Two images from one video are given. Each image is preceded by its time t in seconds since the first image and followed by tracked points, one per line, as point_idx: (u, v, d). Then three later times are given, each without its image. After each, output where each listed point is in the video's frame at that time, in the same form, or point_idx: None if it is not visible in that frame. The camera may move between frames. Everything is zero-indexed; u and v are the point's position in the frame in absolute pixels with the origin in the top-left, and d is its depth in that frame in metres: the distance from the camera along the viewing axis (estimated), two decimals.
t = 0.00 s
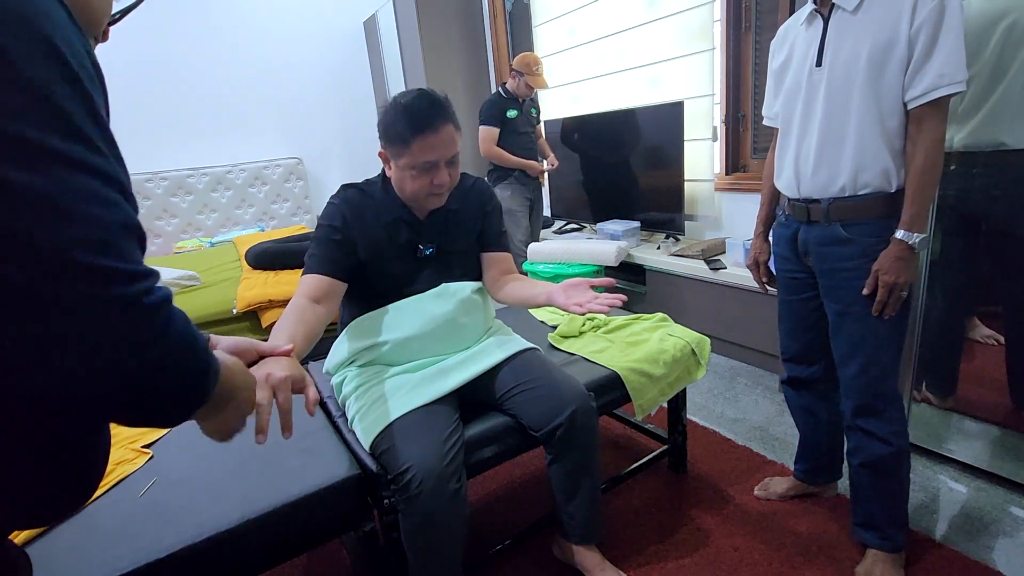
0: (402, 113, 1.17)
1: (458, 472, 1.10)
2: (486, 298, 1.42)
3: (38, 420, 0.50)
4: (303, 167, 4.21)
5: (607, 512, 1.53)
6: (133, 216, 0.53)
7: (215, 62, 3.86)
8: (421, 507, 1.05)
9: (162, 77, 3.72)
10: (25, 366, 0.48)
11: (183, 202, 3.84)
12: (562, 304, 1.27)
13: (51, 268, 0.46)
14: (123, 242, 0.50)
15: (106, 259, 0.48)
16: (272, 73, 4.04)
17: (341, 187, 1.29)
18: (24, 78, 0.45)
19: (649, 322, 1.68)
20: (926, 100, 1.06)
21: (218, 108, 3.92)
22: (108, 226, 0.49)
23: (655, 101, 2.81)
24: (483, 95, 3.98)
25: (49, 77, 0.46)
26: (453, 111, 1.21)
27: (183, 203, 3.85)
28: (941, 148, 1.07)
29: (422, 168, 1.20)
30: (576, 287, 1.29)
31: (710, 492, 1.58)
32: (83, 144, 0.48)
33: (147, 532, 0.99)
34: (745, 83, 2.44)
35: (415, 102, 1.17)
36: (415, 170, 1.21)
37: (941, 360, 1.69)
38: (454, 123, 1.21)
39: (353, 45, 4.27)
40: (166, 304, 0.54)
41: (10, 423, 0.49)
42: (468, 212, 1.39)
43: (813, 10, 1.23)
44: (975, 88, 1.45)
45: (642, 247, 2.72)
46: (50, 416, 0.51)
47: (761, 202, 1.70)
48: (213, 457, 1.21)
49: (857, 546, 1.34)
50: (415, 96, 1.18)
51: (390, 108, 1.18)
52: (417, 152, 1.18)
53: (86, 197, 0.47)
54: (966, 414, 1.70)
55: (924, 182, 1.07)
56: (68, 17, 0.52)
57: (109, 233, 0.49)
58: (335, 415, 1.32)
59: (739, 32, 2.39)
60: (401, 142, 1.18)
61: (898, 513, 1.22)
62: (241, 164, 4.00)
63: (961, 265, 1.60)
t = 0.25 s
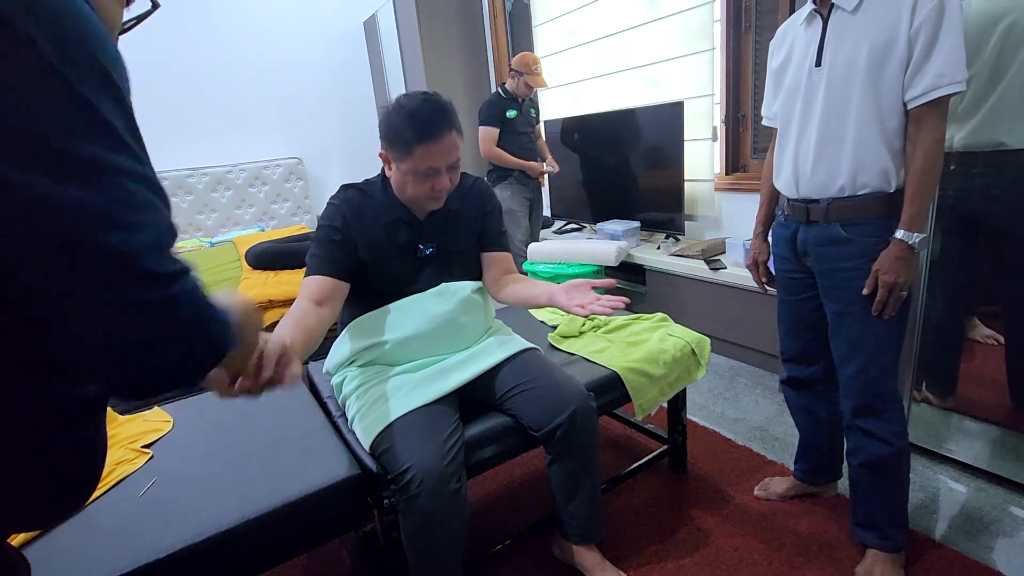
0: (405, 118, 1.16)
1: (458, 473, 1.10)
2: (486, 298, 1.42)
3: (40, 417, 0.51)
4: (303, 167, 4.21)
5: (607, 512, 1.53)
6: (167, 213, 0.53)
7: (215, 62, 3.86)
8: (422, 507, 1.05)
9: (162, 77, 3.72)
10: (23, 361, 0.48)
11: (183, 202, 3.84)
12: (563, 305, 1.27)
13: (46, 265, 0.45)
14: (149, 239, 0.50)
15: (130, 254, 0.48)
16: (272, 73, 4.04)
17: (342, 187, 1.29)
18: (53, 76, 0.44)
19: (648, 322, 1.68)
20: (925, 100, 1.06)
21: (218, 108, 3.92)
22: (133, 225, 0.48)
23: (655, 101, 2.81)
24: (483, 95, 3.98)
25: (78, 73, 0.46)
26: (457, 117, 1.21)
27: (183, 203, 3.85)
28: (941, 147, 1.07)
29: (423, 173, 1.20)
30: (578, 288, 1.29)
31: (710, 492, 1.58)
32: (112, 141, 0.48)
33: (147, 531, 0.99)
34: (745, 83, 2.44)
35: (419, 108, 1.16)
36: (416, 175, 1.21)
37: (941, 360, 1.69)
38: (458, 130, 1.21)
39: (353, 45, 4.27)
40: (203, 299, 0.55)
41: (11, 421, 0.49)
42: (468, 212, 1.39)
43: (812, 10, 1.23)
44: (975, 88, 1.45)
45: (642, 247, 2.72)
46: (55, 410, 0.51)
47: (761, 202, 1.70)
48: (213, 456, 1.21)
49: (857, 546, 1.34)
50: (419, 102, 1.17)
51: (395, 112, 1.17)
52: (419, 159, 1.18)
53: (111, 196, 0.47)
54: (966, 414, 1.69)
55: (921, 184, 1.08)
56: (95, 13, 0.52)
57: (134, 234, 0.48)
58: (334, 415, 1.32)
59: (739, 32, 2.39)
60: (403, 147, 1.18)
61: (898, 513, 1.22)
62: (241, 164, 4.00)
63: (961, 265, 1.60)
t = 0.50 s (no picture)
0: (407, 120, 1.16)
1: (458, 473, 1.10)
2: (486, 298, 1.42)
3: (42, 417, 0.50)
4: (303, 167, 4.21)
5: (607, 512, 1.53)
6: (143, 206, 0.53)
7: (215, 62, 3.86)
8: (422, 507, 1.05)
9: (162, 77, 3.72)
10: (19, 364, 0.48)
11: (183, 202, 3.84)
12: (566, 304, 1.27)
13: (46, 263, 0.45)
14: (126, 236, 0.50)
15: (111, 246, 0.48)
16: (272, 73, 4.04)
17: (342, 188, 1.29)
18: (41, 73, 0.44)
19: (649, 322, 1.68)
20: (925, 100, 1.06)
21: (218, 108, 3.92)
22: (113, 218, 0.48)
23: (655, 101, 2.81)
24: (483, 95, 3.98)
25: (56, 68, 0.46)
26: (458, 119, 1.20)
27: (183, 203, 3.85)
28: (941, 148, 1.07)
29: (424, 175, 1.20)
30: (580, 287, 1.30)
31: (710, 492, 1.58)
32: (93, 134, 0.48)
33: (147, 532, 0.99)
34: (745, 83, 2.44)
35: (421, 109, 1.16)
36: (417, 177, 1.21)
37: (942, 360, 1.69)
38: (459, 131, 1.21)
39: (353, 45, 4.27)
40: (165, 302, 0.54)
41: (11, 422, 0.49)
42: (468, 213, 1.39)
43: (811, 10, 1.23)
44: (975, 88, 1.45)
45: (642, 247, 2.72)
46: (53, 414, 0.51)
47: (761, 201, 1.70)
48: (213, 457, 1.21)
49: (857, 546, 1.34)
50: (421, 102, 1.17)
51: (397, 113, 1.17)
52: (420, 160, 1.18)
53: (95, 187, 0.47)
54: (966, 414, 1.69)
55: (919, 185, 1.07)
56: (87, 14, 0.52)
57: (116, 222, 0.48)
58: (335, 414, 1.32)
59: (739, 32, 2.39)
60: (405, 149, 1.18)
61: (898, 513, 1.22)
62: (241, 164, 4.00)
63: (961, 265, 1.60)
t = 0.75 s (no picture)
0: (407, 121, 1.16)
1: (458, 473, 1.10)
2: (486, 298, 1.42)
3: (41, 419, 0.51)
4: (303, 167, 4.21)
5: (607, 512, 1.53)
6: (139, 212, 0.53)
7: (214, 62, 3.85)
8: (421, 507, 1.05)
9: (162, 77, 3.72)
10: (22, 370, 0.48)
11: (184, 202, 3.85)
12: (566, 307, 1.26)
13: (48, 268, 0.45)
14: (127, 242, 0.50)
15: (113, 253, 0.48)
16: (272, 73, 4.04)
17: (343, 189, 1.29)
18: (38, 69, 0.44)
19: (649, 322, 1.68)
20: (927, 99, 1.05)
21: (218, 108, 3.92)
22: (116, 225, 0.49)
23: (655, 101, 2.81)
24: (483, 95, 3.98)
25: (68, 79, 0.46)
26: (459, 121, 1.20)
27: (183, 203, 3.85)
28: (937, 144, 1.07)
29: (425, 177, 1.20)
30: (580, 291, 1.29)
31: (710, 492, 1.58)
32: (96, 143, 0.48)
33: (147, 532, 0.99)
34: (745, 83, 2.44)
35: (423, 111, 1.16)
36: (418, 179, 1.21)
37: (942, 360, 1.69)
38: (460, 133, 1.21)
39: (353, 45, 4.27)
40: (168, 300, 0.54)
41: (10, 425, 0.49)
42: (468, 213, 1.39)
43: (811, 10, 1.23)
44: (974, 88, 1.46)
45: (642, 247, 2.72)
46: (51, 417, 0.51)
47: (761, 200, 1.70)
48: (213, 457, 1.21)
49: (857, 546, 1.34)
50: (423, 104, 1.17)
51: (399, 115, 1.17)
52: (421, 162, 1.18)
53: (97, 192, 0.48)
54: (966, 414, 1.70)
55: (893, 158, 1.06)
56: (88, 18, 0.52)
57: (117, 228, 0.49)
58: (335, 414, 1.32)
59: (738, 33, 2.39)
60: (406, 151, 1.18)
61: (897, 513, 1.22)
62: (241, 164, 4.00)
63: (961, 265, 1.60)
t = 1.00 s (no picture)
0: (407, 122, 1.16)
1: (458, 473, 1.10)
2: (486, 299, 1.42)
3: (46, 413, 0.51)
4: (303, 167, 4.21)
5: (607, 512, 1.53)
6: (180, 202, 0.55)
7: (214, 61, 3.85)
8: (421, 507, 1.05)
9: (162, 77, 3.72)
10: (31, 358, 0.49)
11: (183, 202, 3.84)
12: (565, 306, 1.26)
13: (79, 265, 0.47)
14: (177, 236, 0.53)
15: (154, 250, 0.50)
16: (272, 73, 4.04)
17: (342, 189, 1.29)
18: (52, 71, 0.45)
19: (648, 322, 1.68)
20: (896, 86, 1.06)
21: (218, 108, 3.91)
22: (163, 222, 0.51)
23: (655, 101, 2.81)
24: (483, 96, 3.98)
25: (103, 85, 0.48)
26: (458, 121, 1.20)
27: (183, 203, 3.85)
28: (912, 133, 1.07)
29: (425, 178, 1.20)
30: (579, 290, 1.29)
31: (710, 492, 1.58)
32: (133, 144, 0.51)
33: (147, 531, 0.99)
34: (745, 83, 2.44)
35: (423, 112, 1.17)
36: (418, 180, 1.21)
37: (942, 360, 1.69)
38: (460, 134, 1.21)
39: (353, 45, 4.27)
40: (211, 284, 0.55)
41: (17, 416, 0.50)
42: (468, 213, 1.39)
43: (815, 9, 1.23)
44: (973, 89, 1.46)
45: (642, 247, 2.72)
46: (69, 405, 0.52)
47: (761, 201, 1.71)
48: (213, 457, 1.21)
49: (857, 546, 1.34)
50: (422, 105, 1.18)
51: (399, 115, 1.17)
52: (421, 162, 1.18)
53: (133, 189, 0.49)
54: (966, 414, 1.70)
55: (838, 123, 1.08)
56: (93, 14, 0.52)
57: (162, 227, 0.51)
58: (335, 415, 1.32)
59: (739, 33, 2.40)
60: (406, 152, 1.18)
61: (898, 513, 1.22)
62: (241, 164, 3.99)
63: (961, 265, 1.60)
